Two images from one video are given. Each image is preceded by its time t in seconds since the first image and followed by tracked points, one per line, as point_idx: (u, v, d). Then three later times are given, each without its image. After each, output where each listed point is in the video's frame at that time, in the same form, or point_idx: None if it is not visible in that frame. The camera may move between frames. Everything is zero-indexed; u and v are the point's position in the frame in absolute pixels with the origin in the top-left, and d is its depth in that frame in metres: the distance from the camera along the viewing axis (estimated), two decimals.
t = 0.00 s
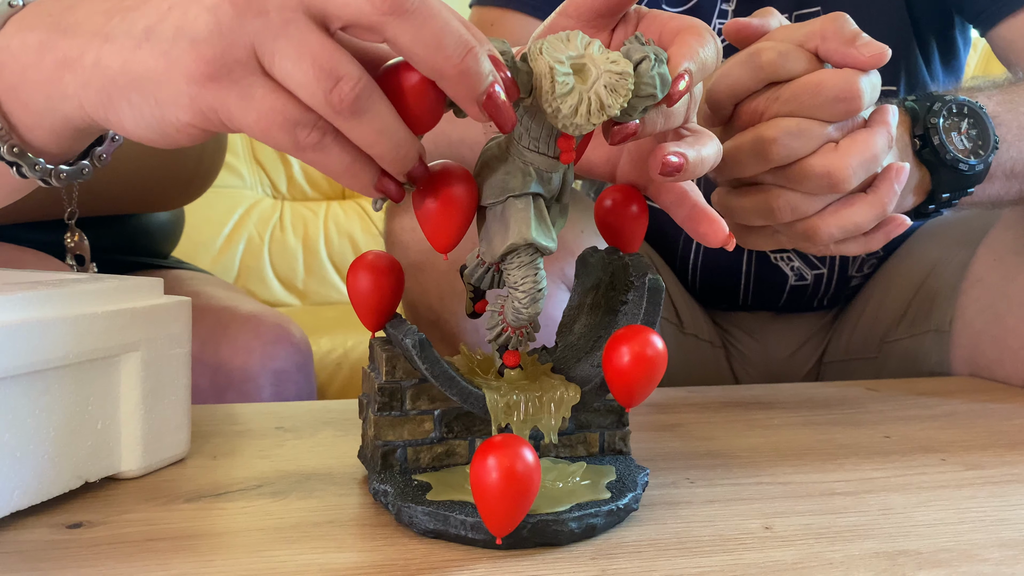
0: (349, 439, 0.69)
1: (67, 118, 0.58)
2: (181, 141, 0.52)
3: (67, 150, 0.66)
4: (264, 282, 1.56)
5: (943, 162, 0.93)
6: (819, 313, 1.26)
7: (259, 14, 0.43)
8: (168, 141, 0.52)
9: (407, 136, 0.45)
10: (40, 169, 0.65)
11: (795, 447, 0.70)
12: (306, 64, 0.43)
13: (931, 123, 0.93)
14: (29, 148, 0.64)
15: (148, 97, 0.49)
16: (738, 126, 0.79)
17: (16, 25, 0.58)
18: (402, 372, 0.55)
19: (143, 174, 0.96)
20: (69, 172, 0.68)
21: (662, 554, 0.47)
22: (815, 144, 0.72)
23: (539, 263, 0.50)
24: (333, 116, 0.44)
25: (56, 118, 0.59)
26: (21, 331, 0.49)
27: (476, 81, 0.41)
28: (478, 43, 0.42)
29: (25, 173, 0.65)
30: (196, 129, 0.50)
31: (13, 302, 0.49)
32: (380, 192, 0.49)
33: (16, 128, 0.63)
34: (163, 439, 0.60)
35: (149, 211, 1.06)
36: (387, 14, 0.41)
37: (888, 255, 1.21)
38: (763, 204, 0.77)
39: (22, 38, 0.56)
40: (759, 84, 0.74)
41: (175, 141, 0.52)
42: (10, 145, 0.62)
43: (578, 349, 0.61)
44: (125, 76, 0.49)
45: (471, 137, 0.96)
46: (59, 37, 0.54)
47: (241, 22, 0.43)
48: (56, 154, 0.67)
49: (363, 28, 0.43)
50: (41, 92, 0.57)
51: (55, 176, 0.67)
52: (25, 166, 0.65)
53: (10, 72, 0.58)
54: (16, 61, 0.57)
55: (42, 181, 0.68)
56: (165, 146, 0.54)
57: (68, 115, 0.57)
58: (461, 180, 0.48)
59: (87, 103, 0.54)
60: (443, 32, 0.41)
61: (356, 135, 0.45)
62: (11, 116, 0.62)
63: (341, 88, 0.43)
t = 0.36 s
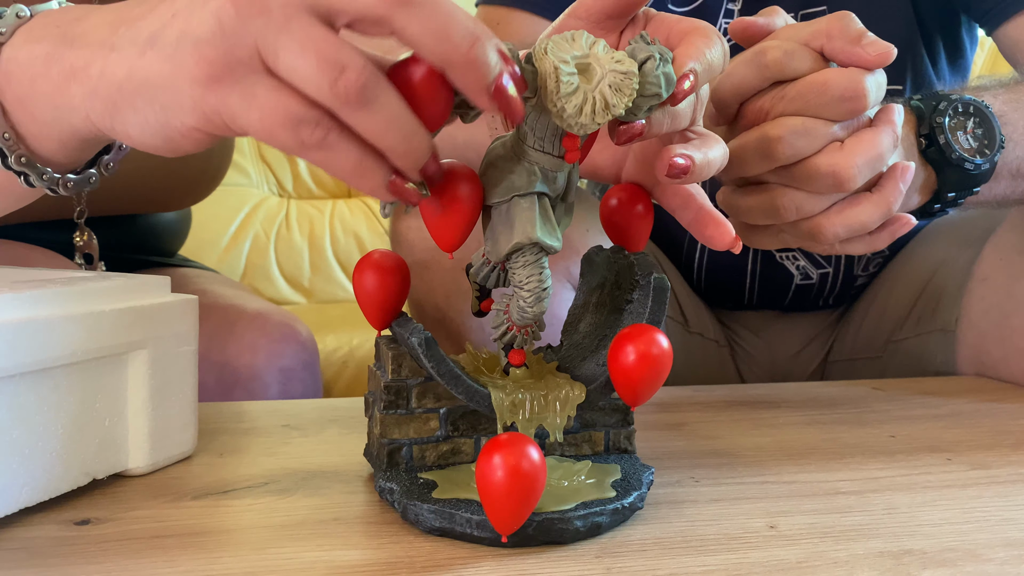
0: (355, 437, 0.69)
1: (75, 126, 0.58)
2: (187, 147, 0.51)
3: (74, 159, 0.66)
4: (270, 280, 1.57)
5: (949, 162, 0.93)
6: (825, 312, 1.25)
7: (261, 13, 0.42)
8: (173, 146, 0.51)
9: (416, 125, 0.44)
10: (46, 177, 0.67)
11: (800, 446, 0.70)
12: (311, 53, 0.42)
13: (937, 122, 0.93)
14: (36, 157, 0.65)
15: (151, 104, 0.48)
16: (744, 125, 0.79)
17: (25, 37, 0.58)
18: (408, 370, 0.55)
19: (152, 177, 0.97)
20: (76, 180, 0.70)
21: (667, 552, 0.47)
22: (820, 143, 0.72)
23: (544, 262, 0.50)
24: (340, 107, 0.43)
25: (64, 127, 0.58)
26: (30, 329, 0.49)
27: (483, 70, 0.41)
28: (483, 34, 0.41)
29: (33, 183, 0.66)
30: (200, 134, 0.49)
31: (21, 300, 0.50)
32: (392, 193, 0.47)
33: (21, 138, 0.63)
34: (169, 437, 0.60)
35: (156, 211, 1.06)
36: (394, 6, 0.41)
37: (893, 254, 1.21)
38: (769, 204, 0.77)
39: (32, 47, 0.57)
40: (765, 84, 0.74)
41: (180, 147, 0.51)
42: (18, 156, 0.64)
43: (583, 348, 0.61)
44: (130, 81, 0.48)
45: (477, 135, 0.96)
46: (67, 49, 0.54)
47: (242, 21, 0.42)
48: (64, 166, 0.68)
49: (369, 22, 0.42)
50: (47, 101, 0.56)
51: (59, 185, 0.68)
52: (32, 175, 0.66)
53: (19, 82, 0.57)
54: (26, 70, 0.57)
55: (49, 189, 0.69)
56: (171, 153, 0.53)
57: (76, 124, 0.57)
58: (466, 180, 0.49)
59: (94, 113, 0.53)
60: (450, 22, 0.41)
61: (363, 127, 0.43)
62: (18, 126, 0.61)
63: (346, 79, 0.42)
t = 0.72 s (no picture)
0: (361, 431, 0.70)
1: (93, 126, 0.56)
2: (199, 101, 0.47)
3: (91, 175, 0.64)
4: (279, 276, 1.58)
5: (959, 157, 0.92)
6: (833, 308, 1.25)
7: None
8: (183, 99, 0.47)
9: None
10: (53, 186, 0.63)
11: (808, 442, 0.69)
12: None
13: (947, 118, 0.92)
14: (48, 167, 0.62)
15: (164, 49, 0.46)
16: (750, 120, 0.78)
17: (54, 51, 0.59)
18: (414, 364, 0.56)
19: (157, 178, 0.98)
20: (85, 198, 0.66)
21: (671, 547, 0.47)
22: (828, 138, 0.71)
23: (549, 256, 0.50)
24: None
25: (78, 127, 0.57)
26: (37, 321, 0.50)
27: None
28: None
29: (37, 188, 0.62)
30: (208, 63, 0.45)
31: (29, 292, 0.50)
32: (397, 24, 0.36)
33: (36, 143, 0.60)
34: (176, 429, 0.61)
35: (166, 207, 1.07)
36: None
37: (903, 250, 1.20)
38: (776, 199, 0.76)
39: (65, 56, 0.58)
40: (773, 79, 0.74)
41: (191, 99, 0.47)
42: (28, 157, 0.60)
43: (589, 343, 0.61)
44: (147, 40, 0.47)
45: (484, 131, 0.96)
46: (98, 57, 0.55)
47: None
48: (76, 182, 0.65)
49: None
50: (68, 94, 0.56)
51: (63, 198, 0.64)
52: (38, 181, 0.62)
53: (46, 81, 0.58)
54: (55, 73, 0.58)
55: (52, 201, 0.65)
56: (182, 117, 0.49)
57: (92, 122, 0.55)
58: (472, 173, 0.49)
59: (112, 96, 0.52)
60: None
61: None
62: (36, 127, 0.60)
63: None
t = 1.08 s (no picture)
0: (367, 425, 0.70)
1: (95, 109, 0.55)
2: (205, 84, 0.47)
3: (95, 160, 0.64)
4: (288, 269, 1.58)
5: (969, 153, 0.92)
6: (842, 305, 1.24)
7: None
8: (191, 79, 0.47)
9: None
10: (54, 170, 0.63)
11: (815, 439, 0.69)
12: None
13: (956, 113, 0.92)
14: (50, 150, 0.62)
15: (176, 30, 0.46)
16: (757, 115, 0.78)
17: (64, 33, 0.59)
18: (419, 358, 0.56)
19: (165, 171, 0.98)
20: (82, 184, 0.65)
21: (674, 542, 0.47)
22: (836, 133, 0.71)
23: (555, 251, 0.50)
24: None
25: (81, 109, 0.56)
26: (44, 312, 0.50)
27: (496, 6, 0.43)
28: None
29: (37, 171, 0.62)
30: (219, 45, 0.44)
31: (36, 284, 0.51)
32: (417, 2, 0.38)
33: (39, 125, 0.60)
34: (183, 422, 0.61)
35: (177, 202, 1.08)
36: None
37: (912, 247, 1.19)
38: (783, 194, 0.76)
39: (71, 39, 0.58)
40: (780, 73, 0.73)
41: (198, 81, 0.47)
42: (29, 139, 0.60)
43: (594, 338, 0.61)
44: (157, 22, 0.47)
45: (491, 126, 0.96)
46: (105, 41, 0.56)
47: None
48: (78, 166, 0.65)
49: None
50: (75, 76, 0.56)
51: (64, 182, 0.64)
52: (39, 163, 0.62)
53: (53, 62, 0.58)
54: (62, 55, 0.58)
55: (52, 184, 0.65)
56: (186, 100, 0.48)
57: (95, 103, 0.55)
58: (478, 168, 0.49)
59: (117, 76, 0.51)
60: None
61: None
62: (39, 109, 0.59)
63: None
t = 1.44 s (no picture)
0: (376, 418, 0.71)
1: (104, 93, 0.55)
2: (215, 74, 0.47)
3: (107, 141, 0.63)
4: (300, 264, 1.59)
5: (978, 150, 0.92)
6: (851, 301, 1.24)
7: None
8: (200, 70, 0.47)
9: None
10: (66, 150, 0.62)
11: (821, 435, 0.69)
12: None
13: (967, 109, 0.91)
14: (62, 130, 0.61)
15: (187, 22, 0.46)
16: (765, 111, 0.78)
17: (77, 14, 0.59)
18: (426, 353, 0.56)
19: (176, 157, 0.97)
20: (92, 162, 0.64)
21: (678, 536, 0.47)
22: (844, 129, 0.71)
23: (562, 247, 0.50)
24: None
25: (91, 93, 0.56)
26: (57, 306, 0.51)
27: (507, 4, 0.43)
28: None
29: (49, 150, 0.61)
30: (231, 37, 0.45)
31: (48, 278, 0.51)
32: None
33: (52, 104, 0.60)
34: (193, 415, 0.62)
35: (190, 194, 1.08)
36: None
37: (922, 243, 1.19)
38: (791, 191, 0.76)
39: (84, 21, 0.58)
40: (789, 70, 0.73)
41: (209, 71, 0.47)
42: (41, 118, 0.59)
43: (600, 334, 0.61)
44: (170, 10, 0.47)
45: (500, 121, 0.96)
46: (116, 24, 0.56)
47: None
48: (90, 146, 0.64)
49: None
50: (86, 59, 0.56)
51: (75, 161, 0.63)
52: (51, 142, 0.61)
53: (65, 44, 0.58)
54: (75, 36, 0.57)
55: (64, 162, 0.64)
56: (196, 89, 0.48)
57: (105, 88, 0.55)
58: (486, 163, 0.49)
59: (128, 60, 0.52)
60: None
61: None
62: (51, 89, 0.59)
63: None
